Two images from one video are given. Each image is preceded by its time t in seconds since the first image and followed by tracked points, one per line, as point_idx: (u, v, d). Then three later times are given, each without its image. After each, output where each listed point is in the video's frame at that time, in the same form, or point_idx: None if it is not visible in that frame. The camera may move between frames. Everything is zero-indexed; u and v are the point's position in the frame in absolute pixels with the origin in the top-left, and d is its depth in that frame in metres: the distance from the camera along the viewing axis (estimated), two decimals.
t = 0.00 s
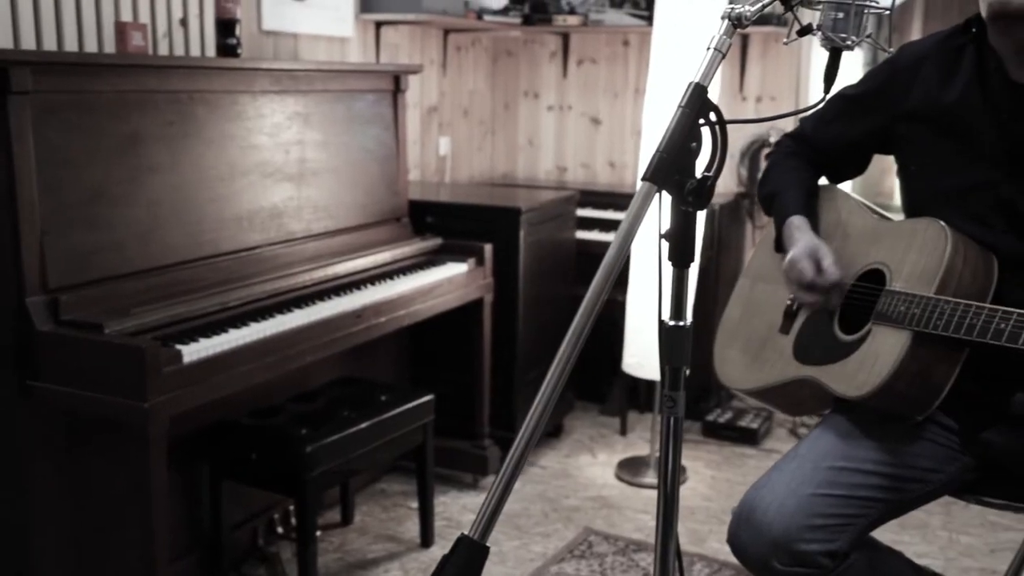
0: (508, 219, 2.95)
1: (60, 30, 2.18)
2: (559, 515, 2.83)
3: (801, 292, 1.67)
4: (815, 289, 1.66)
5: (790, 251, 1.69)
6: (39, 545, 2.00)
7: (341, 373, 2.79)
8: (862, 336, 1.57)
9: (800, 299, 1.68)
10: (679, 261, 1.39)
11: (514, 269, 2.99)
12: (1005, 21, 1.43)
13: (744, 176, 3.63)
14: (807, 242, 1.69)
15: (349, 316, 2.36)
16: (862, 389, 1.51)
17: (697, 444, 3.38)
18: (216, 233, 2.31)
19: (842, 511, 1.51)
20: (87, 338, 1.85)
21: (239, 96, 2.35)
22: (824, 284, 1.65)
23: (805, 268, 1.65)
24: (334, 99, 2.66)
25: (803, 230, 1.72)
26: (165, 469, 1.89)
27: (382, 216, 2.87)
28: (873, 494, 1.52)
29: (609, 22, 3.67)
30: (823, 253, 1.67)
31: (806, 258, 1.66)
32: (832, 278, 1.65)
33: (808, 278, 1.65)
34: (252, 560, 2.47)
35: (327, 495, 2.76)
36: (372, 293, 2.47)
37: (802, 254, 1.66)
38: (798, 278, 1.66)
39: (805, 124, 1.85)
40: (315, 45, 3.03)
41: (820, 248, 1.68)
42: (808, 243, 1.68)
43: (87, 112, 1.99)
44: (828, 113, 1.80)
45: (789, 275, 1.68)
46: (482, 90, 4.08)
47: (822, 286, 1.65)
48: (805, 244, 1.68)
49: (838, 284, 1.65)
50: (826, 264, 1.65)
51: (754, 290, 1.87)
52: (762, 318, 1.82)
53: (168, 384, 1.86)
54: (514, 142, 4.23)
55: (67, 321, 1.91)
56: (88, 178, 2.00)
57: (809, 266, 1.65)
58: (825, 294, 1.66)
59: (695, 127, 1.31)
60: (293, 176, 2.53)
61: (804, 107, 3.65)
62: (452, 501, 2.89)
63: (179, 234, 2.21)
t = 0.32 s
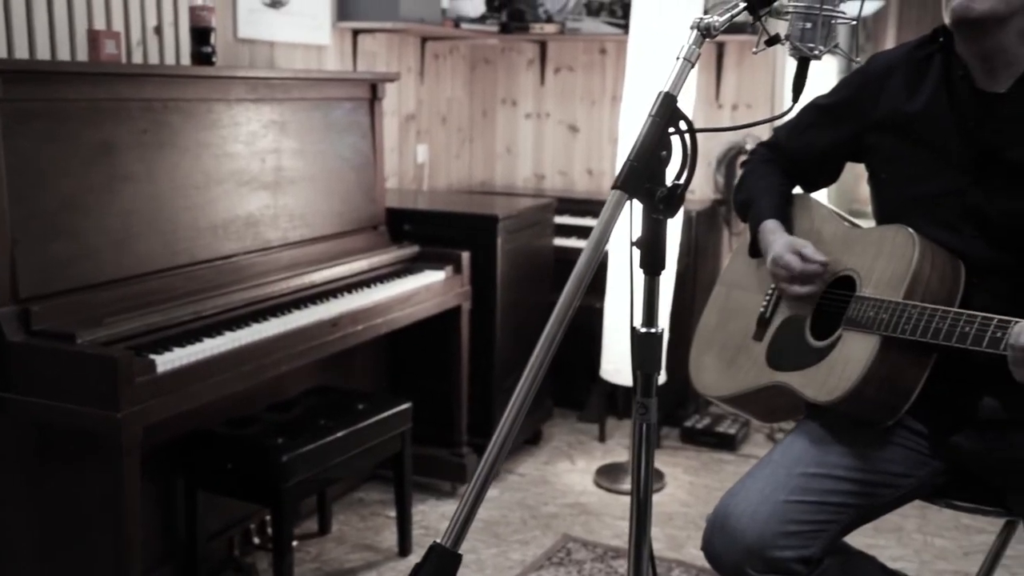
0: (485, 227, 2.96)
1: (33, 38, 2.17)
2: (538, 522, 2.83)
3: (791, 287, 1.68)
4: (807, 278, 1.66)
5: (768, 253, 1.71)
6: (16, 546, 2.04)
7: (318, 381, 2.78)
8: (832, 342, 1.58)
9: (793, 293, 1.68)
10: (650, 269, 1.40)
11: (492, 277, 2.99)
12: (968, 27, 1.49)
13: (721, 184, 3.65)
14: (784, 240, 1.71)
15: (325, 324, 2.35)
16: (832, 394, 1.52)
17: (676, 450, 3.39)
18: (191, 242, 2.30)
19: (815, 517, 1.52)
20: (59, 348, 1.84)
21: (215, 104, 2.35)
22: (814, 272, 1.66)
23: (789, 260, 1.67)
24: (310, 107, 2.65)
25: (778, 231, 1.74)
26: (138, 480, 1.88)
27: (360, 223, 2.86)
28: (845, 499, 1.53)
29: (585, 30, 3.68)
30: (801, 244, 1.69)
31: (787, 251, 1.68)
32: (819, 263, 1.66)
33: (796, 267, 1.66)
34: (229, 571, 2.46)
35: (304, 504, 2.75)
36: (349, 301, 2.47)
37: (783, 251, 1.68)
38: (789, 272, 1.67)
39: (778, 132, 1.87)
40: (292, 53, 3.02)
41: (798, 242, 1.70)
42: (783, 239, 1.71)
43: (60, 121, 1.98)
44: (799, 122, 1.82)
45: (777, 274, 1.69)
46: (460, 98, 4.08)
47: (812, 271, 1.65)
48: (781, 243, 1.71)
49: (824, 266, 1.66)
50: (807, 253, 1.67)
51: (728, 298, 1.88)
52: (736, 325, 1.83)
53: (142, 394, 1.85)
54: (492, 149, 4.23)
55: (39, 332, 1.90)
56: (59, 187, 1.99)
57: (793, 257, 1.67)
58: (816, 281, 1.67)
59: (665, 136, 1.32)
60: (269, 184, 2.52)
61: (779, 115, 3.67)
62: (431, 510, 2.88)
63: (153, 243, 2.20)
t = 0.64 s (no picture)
0: (450, 233, 2.95)
1: None
2: (505, 530, 2.82)
3: (751, 292, 1.67)
4: (765, 285, 1.65)
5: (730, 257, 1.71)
6: None
7: (281, 390, 2.76)
8: (792, 346, 1.59)
9: (753, 300, 1.67)
10: (609, 275, 1.40)
11: (457, 284, 2.97)
12: (916, 30, 1.49)
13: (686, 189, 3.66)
14: (746, 246, 1.70)
15: (287, 333, 2.33)
16: (792, 398, 1.53)
17: (642, 456, 3.39)
18: (151, 250, 2.27)
19: (776, 519, 1.52)
20: (13, 359, 1.81)
21: (174, 111, 2.32)
22: (773, 279, 1.65)
23: (750, 263, 1.66)
24: (272, 113, 2.63)
25: (740, 237, 1.73)
26: (94, 493, 1.85)
27: (324, 230, 2.84)
28: (806, 502, 1.54)
29: (550, 37, 3.67)
30: (763, 251, 1.68)
31: (750, 256, 1.67)
32: (779, 269, 1.65)
33: (757, 271, 1.65)
34: None
35: (267, 515, 2.72)
36: (312, 310, 2.44)
37: (744, 255, 1.68)
38: (747, 280, 1.66)
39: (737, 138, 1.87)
40: (253, 59, 3.00)
41: (760, 248, 1.69)
42: (746, 245, 1.70)
43: (13, 128, 1.94)
44: (759, 128, 1.82)
45: (737, 279, 1.68)
46: (426, 104, 4.07)
47: (771, 277, 1.64)
48: (743, 247, 1.70)
49: (783, 274, 1.65)
50: (768, 258, 1.66)
51: (691, 302, 1.89)
52: (699, 330, 1.83)
53: (98, 405, 1.81)
54: (457, 156, 4.22)
55: None
56: (13, 196, 1.95)
57: (755, 261, 1.66)
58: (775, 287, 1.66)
59: (621, 143, 1.32)
60: (230, 192, 2.49)
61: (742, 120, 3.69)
62: (396, 519, 2.86)
63: (111, 252, 2.17)
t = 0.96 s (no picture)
0: (418, 242, 2.94)
1: None
2: (474, 540, 2.81)
3: (709, 302, 1.68)
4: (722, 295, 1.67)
5: (689, 264, 1.72)
6: None
7: (247, 402, 2.74)
8: (753, 355, 1.60)
9: (711, 308, 1.69)
10: (571, 284, 1.40)
11: (425, 293, 2.97)
12: (872, 48, 1.52)
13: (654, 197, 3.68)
14: (705, 254, 1.71)
15: (253, 343, 2.31)
16: (753, 406, 1.54)
17: (612, 463, 3.40)
18: (114, 262, 2.24)
19: (740, 528, 1.53)
20: None
21: (138, 122, 2.30)
22: (730, 288, 1.66)
23: (707, 273, 1.67)
24: (237, 123, 2.62)
25: (700, 245, 1.75)
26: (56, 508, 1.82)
27: (291, 240, 2.82)
28: (769, 510, 1.55)
29: (517, 45, 3.68)
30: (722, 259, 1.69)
31: (706, 266, 1.68)
32: (736, 281, 1.66)
33: (712, 282, 1.65)
34: None
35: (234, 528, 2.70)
36: (277, 320, 2.43)
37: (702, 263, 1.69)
38: (705, 286, 1.66)
39: (698, 147, 1.89)
40: (218, 68, 2.98)
41: (719, 257, 1.70)
42: (705, 253, 1.72)
43: None
44: (719, 136, 1.84)
45: (694, 289, 1.69)
46: (393, 112, 4.06)
47: (729, 288, 1.65)
48: (702, 256, 1.71)
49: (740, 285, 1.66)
50: (727, 268, 1.67)
51: (654, 311, 1.90)
52: (662, 338, 1.84)
53: (59, 419, 1.79)
54: (425, 163, 4.22)
55: None
56: None
57: (711, 271, 1.67)
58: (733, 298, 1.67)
59: (581, 153, 1.34)
60: (195, 202, 2.48)
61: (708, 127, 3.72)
62: (365, 530, 2.85)
63: (73, 264, 2.14)
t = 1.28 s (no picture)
0: (390, 258, 2.93)
1: None
2: (449, 556, 2.80)
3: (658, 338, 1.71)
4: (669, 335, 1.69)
5: (652, 292, 1.74)
6: None
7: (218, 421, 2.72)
8: (723, 367, 1.61)
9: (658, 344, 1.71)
10: (539, 299, 1.41)
11: (397, 308, 2.96)
12: (834, 75, 1.55)
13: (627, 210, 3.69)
14: (670, 288, 1.73)
15: (224, 361, 2.29)
16: (723, 419, 1.55)
17: (588, 476, 3.39)
18: (81, 281, 2.22)
19: (710, 539, 1.53)
20: None
21: (105, 140, 2.28)
22: (682, 333, 1.68)
23: (664, 312, 1.69)
24: (207, 140, 2.61)
25: (671, 271, 1.76)
26: (22, 532, 1.80)
27: (262, 256, 2.80)
28: (739, 521, 1.56)
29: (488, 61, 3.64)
30: (684, 298, 1.71)
31: (665, 304, 1.70)
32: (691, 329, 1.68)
33: (666, 324, 1.68)
34: None
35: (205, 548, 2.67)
36: (248, 338, 2.41)
37: (662, 299, 1.70)
38: (654, 323, 1.70)
39: (666, 161, 1.91)
40: (188, 85, 2.96)
41: (682, 294, 1.71)
42: (671, 285, 1.73)
43: None
44: (687, 151, 1.86)
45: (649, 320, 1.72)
46: (366, 127, 4.05)
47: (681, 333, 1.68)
48: (666, 288, 1.72)
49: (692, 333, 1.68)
50: (686, 313, 1.69)
51: (625, 325, 1.90)
52: (633, 352, 1.84)
53: (24, 441, 1.77)
54: (398, 178, 4.21)
55: None
56: None
57: (668, 312, 1.69)
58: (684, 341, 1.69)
59: (547, 170, 1.34)
60: (164, 220, 2.46)
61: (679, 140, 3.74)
62: (339, 548, 2.83)
63: (40, 284, 2.12)
